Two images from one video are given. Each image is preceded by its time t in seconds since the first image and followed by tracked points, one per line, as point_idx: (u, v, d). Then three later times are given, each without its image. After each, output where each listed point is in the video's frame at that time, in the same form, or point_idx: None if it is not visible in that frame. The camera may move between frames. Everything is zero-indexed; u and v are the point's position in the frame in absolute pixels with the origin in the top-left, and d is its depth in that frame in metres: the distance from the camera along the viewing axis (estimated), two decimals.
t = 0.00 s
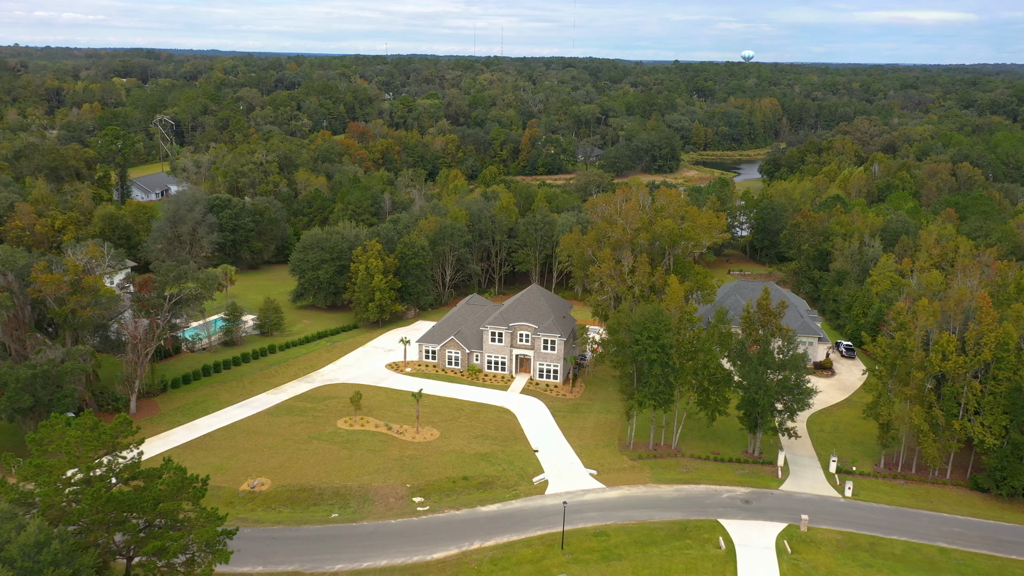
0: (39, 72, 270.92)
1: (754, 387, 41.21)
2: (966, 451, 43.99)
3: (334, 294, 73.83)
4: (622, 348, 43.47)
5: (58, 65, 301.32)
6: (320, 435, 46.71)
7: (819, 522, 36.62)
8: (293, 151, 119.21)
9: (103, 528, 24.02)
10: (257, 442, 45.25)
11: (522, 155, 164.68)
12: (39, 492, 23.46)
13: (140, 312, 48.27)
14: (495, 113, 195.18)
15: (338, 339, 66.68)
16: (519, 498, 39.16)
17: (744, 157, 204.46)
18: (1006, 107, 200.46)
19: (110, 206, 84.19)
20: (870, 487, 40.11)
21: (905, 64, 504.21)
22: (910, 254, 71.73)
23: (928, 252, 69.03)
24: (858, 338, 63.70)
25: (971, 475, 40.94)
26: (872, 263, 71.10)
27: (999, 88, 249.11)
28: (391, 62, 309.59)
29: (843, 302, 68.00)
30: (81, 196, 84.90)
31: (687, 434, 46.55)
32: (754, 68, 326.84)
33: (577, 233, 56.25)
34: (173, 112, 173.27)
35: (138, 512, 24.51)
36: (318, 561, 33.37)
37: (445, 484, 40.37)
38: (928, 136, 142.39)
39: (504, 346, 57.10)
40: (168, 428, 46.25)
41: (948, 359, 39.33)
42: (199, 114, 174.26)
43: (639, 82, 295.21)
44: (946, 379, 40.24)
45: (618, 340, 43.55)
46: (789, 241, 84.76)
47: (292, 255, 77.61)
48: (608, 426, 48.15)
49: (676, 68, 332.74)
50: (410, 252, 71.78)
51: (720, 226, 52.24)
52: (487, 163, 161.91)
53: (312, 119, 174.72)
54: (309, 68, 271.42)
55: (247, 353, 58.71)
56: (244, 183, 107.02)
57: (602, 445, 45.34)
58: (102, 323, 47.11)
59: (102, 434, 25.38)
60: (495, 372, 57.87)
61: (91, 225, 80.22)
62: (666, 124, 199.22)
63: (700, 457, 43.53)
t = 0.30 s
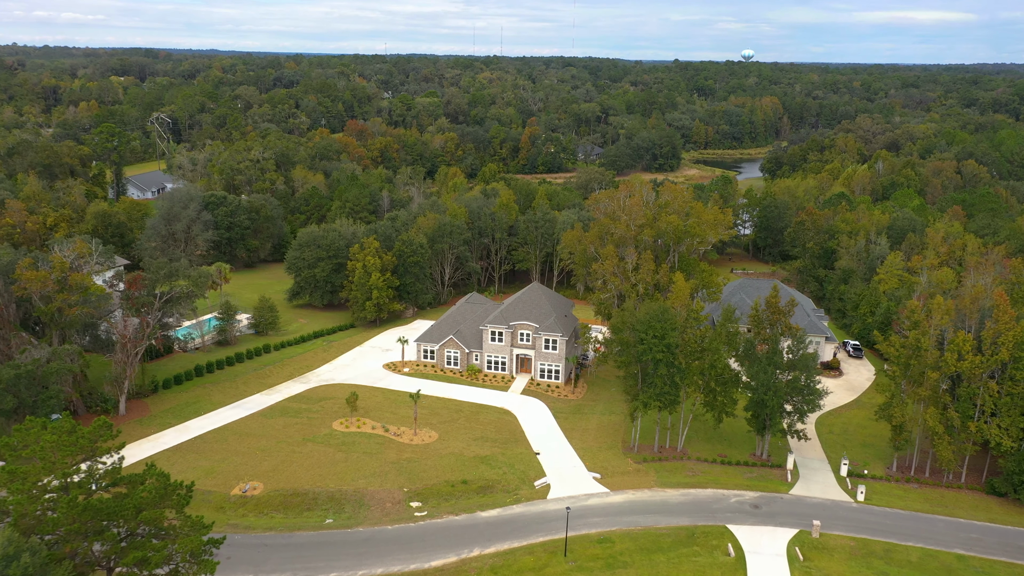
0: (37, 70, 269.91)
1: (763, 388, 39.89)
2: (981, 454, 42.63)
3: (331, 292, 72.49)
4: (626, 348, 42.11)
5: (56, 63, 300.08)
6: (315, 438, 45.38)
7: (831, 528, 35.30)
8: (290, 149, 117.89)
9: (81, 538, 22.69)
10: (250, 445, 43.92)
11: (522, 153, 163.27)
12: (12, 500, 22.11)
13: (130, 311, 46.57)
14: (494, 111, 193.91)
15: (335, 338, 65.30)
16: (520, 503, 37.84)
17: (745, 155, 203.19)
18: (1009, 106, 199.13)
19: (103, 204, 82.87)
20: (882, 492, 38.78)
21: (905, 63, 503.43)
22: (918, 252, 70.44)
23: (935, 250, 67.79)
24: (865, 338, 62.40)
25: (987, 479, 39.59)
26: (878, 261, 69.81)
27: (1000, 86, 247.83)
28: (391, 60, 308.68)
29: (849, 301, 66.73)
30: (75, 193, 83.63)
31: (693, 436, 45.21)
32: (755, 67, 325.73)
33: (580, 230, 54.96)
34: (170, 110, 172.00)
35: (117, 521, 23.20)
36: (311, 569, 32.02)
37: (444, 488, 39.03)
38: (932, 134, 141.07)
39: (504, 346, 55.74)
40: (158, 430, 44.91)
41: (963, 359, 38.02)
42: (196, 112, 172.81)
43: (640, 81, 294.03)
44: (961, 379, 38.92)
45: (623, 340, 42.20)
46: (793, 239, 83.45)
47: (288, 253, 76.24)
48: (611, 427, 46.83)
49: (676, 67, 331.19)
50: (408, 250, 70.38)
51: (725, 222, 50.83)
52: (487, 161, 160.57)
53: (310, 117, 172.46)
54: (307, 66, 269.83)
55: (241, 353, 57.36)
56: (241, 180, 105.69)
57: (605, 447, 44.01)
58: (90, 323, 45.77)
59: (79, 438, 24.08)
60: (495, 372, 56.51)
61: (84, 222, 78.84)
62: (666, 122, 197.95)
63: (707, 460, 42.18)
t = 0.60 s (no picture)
0: (35, 69, 268.93)
1: (773, 388, 38.46)
2: (997, 457, 41.25)
3: (328, 291, 71.13)
4: (631, 347, 40.80)
5: (53, 62, 298.79)
6: (309, 440, 44.06)
7: (845, 534, 33.93)
8: (288, 146, 116.59)
9: (55, 550, 21.26)
10: (243, 448, 42.60)
11: (522, 152, 161.80)
12: None
13: (119, 310, 45.05)
14: (494, 109, 192.61)
15: (331, 338, 63.93)
16: (521, 507, 36.51)
17: (746, 154, 201.94)
18: (1011, 104, 197.91)
19: (96, 201, 81.51)
20: (896, 496, 37.45)
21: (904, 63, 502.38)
22: (925, 250, 69.19)
23: (942, 248, 66.58)
24: (873, 338, 61.11)
25: (1003, 483, 38.24)
26: (885, 259, 68.49)
27: (1002, 85, 246.64)
28: (390, 60, 307.57)
29: (856, 300, 65.50)
30: (67, 190, 82.27)
31: (699, 438, 43.86)
32: (755, 66, 324.65)
33: (582, 227, 53.68)
34: (167, 108, 170.56)
35: (96, 531, 21.80)
36: None
37: (442, 493, 37.69)
38: (935, 132, 139.83)
39: (505, 345, 54.38)
40: (148, 432, 43.59)
41: (980, 359, 36.68)
42: (193, 110, 171.26)
43: (640, 79, 292.87)
44: (978, 380, 37.58)
45: (628, 339, 40.89)
46: (797, 237, 82.19)
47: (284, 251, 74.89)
48: (615, 429, 45.53)
49: (676, 66, 329.80)
50: (406, 247, 68.99)
51: (732, 218, 49.40)
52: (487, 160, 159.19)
53: (308, 115, 170.23)
54: (305, 65, 268.17)
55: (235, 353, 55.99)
56: (237, 178, 104.39)
57: (609, 450, 42.72)
58: (78, 321, 44.48)
59: (54, 444, 22.77)
60: (495, 372, 55.19)
61: (75, 220, 77.44)
62: (667, 121, 196.68)
63: (714, 463, 40.87)
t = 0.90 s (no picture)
0: (31, 67, 267.25)
1: (783, 389, 37.13)
2: (1014, 460, 39.91)
3: (324, 289, 69.75)
4: (636, 347, 39.46)
5: (50, 61, 297.14)
6: (304, 442, 42.70)
7: (859, 541, 32.62)
8: (284, 143, 115.22)
9: (27, 563, 19.90)
10: (234, 451, 41.27)
11: (522, 150, 160.39)
12: None
13: (107, 307, 43.96)
14: (493, 108, 191.29)
15: (327, 337, 62.57)
16: (523, 513, 35.17)
17: (747, 152, 200.54)
18: (1013, 102, 196.52)
19: (88, 198, 80.14)
20: (910, 501, 36.12)
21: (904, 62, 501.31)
22: (933, 247, 67.92)
23: (949, 246, 65.29)
24: (881, 337, 59.83)
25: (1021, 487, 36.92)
26: (892, 257, 67.15)
27: (1003, 84, 245.47)
28: (389, 58, 306.14)
29: (863, 298, 64.16)
30: (59, 187, 80.88)
31: (706, 440, 42.54)
32: (755, 65, 323.78)
33: (584, 223, 52.37)
34: (163, 105, 169.05)
35: (70, 542, 20.46)
36: None
37: (441, 497, 36.34)
38: (938, 130, 138.47)
39: (505, 345, 53.03)
40: (136, 435, 42.28)
41: (998, 359, 35.35)
42: (190, 108, 169.78)
43: (640, 78, 291.59)
44: (996, 380, 36.26)
45: (633, 338, 39.55)
46: (802, 234, 80.89)
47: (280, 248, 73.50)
48: (618, 431, 44.22)
49: (676, 65, 328.32)
50: (404, 244, 67.66)
51: (737, 214, 48.13)
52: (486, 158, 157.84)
53: (307, 113, 168.04)
54: (304, 64, 266.86)
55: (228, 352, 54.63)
56: (233, 175, 103.02)
57: (612, 452, 41.42)
58: (66, 320, 43.07)
59: (27, 449, 21.38)
60: (495, 372, 53.87)
61: (67, 217, 76.10)
62: (667, 119, 195.33)
63: (721, 466, 39.54)
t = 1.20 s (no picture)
0: (27, 65, 265.62)
1: (793, 389, 35.82)
2: None
3: (321, 288, 68.43)
4: (641, 346, 38.09)
5: (47, 58, 295.24)
6: (298, 444, 41.44)
7: (875, 548, 31.28)
8: (282, 140, 113.82)
9: None
10: (226, 454, 40.02)
11: (521, 148, 158.94)
12: None
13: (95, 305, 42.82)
14: (493, 106, 189.92)
15: (324, 337, 61.24)
16: (524, 518, 33.86)
17: (748, 151, 199.24)
18: (1015, 100, 195.04)
19: (81, 195, 78.77)
20: (926, 506, 34.79)
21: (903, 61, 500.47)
22: (941, 245, 66.65)
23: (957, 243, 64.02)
24: (889, 336, 58.52)
25: None
26: (900, 255, 65.86)
27: (1004, 82, 244.21)
28: (388, 57, 304.61)
29: (871, 297, 62.83)
30: (51, 183, 79.59)
31: (713, 442, 41.24)
32: (756, 63, 322.73)
33: (587, 219, 51.05)
34: (160, 103, 167.68)
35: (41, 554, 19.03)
36: None
37: (439, 502, 35.02)
38: (941, 127, 137.15)
39: (505, 344, 51.72)
40: (125, 437, 41.04)
41: (1018, 358, 34.04)
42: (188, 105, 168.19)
43: (640, 77, 290.28)
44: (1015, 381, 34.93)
45: (638, 337, 38.21)
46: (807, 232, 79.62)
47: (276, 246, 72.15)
48: (622, 433, 42.92)
49: (676, 64, 326.75)
50: (403, 242, 66.32)
51: (745, 209, 46.84)
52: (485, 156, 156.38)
53: (305, 111, 166.97)
54: (303, 62, 265.45)
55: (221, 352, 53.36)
56: (229, 172, 101.66)
57: (617, 455, 40.10)
58: (52, 319, 41.75)
59: None
60: (496, 372, 52.53)
61: (59, 214, 74.76)
62: (668, 117, 193.93)
63: (730, 469, 38.23)
